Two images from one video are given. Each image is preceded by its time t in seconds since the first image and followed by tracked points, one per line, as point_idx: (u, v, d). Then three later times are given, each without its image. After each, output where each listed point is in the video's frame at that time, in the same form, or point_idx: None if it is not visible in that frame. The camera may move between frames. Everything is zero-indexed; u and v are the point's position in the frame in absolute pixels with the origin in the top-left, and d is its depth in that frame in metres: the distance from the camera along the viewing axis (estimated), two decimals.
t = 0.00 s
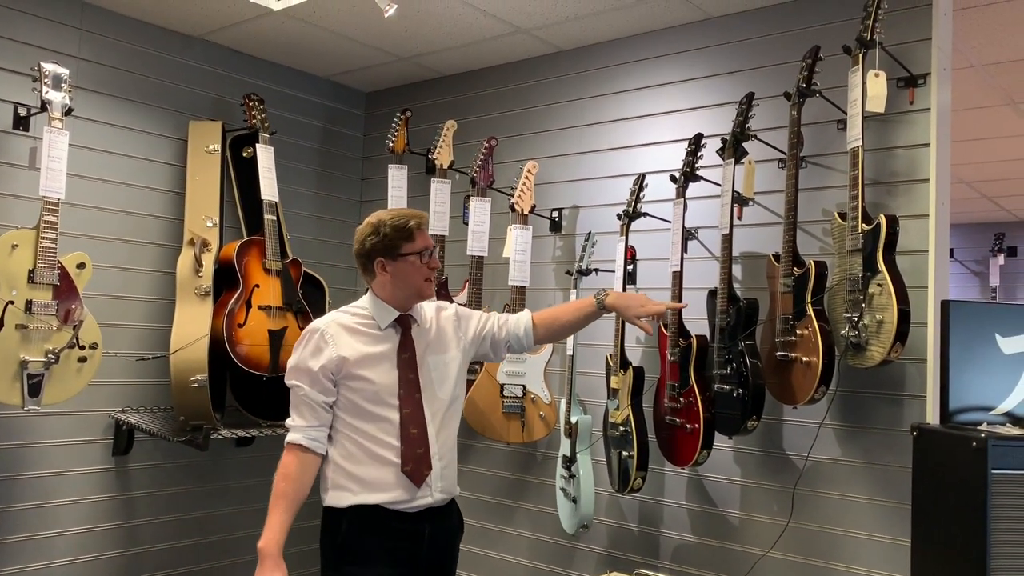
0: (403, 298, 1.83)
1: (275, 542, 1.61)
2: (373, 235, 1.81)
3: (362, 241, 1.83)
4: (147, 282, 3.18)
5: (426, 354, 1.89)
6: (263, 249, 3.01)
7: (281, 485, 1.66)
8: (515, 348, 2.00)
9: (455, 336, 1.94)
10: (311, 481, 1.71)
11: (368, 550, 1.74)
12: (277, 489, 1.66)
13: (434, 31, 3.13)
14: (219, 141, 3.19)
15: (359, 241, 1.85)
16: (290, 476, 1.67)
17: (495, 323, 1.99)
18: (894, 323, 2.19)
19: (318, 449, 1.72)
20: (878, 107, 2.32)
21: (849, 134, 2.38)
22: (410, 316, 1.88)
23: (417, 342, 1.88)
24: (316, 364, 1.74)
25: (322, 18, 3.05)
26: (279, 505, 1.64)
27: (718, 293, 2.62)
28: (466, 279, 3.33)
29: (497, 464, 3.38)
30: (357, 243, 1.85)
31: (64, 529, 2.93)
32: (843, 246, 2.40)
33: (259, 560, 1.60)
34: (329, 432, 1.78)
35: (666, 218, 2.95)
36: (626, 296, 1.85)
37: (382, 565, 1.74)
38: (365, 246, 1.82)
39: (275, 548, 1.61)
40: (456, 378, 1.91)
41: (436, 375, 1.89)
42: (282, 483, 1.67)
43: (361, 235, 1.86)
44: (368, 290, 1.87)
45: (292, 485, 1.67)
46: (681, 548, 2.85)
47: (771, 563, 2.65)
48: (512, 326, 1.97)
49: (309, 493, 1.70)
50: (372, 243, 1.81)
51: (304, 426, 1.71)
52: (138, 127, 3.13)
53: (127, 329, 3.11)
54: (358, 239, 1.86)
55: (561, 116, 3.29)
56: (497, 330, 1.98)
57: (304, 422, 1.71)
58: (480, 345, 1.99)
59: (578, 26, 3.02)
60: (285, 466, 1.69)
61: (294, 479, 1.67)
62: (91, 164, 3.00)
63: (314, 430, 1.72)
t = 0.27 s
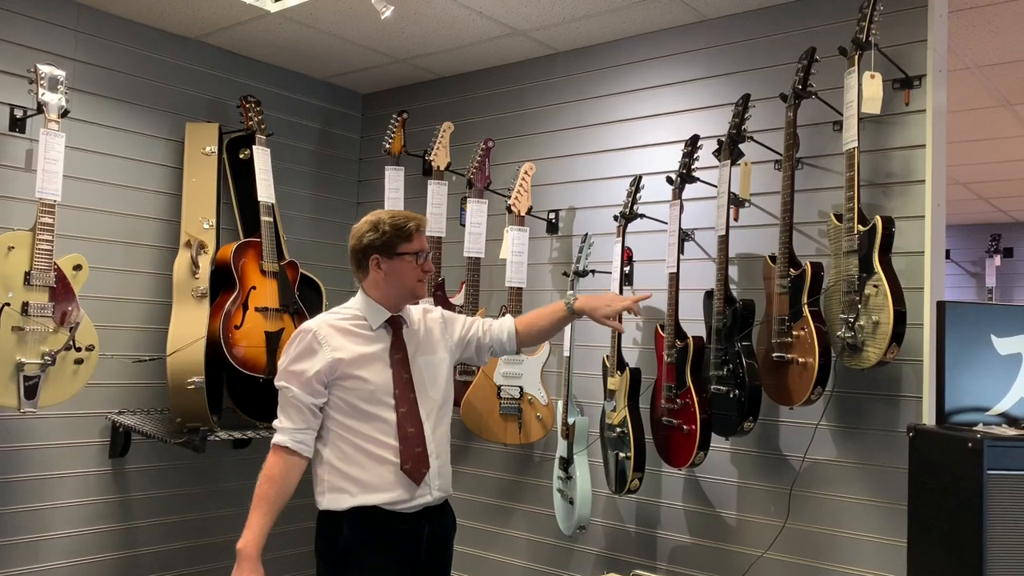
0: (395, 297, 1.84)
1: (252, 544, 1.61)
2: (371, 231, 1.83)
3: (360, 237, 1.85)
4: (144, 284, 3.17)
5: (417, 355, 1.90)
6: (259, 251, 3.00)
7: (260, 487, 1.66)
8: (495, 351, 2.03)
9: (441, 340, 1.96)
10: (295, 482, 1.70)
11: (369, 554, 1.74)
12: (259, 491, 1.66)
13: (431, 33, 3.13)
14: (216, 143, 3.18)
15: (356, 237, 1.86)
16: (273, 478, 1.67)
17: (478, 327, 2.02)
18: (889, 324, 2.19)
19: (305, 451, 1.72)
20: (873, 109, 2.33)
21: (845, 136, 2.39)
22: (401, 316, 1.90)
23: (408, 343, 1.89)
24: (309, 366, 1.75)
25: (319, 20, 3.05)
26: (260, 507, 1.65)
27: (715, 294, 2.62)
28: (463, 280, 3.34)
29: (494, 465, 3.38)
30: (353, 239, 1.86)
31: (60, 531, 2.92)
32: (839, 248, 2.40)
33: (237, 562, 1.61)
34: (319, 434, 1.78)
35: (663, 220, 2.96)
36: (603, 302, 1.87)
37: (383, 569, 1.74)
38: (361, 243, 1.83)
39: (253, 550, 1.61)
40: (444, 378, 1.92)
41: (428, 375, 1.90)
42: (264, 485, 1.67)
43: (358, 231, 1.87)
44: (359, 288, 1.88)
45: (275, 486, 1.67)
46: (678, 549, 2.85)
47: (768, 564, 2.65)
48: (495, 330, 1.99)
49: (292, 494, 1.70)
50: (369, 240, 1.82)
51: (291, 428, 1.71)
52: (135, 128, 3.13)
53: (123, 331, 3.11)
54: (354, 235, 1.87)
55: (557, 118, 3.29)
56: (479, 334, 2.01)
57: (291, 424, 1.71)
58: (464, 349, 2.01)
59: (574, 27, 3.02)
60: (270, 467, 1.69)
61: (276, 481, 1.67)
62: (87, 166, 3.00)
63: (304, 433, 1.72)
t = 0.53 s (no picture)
0: (374, 292, 1.84)
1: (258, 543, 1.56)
2: (351, 225, 1.82)
3: (339, 231, 1.84)
4: (142, 285, 3.17)
5: (398, 353, 1.90)
6: (257, 251, 3.00)
7: (257, 486, 1.61)
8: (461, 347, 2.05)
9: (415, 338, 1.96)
10: (287, 479, 1.67)
11: (349, 559, 1.74)
12: (256, 489, 1.61)
13: (429, 34, 3.13)
14: (214, 143, 3.18)
15: (336, 231, 1.85)
16: (269, 476, 1.63)
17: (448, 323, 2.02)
18: (887, 324, 2.19)
19: (294, 447, 1.68)
20: (870, 109, 2.34)
21: (842, 136, 2.39)
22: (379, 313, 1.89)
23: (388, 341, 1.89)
24: (293, 362, 1.72)
25: (317, 21, 3.06)
26: (260, 505, 1.60)
27: (712, 294, 2.62)
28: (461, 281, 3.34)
29: (493, 466, 3.38)
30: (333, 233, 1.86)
31: (58, 532, 2.92)
32: (837, 248, 2.40)
33: (242, 564, 1.55)
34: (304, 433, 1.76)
35: (661, 220, 2.96)
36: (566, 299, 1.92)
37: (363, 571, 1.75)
38: (341, 237, 1.83)
39: (259, 550, 1.56)
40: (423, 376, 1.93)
41: (408, 372, 1.91)
42: (260, 484, 1.62)
43: (337, 225, 1.87)
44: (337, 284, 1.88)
45: (272, 484, 1.63)
46: (676, 549, 2.86)
47: (766, 564, 2.65)
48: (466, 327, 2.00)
49: (286, 493, 1.66)
50: (350, 234, 1.82)
51: (280, 426, 1.67)
52: (132, 129, 3.13)
53: (121, 332, 3.11)
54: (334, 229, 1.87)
55: (555, 118, 3.30)
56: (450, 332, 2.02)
57: (278, 422, 1.67)
58: (439, 346, 2.03)
59: (572, 28, 3.02)
60: (262, 466, 1.64)
61: (272, 479, 1.63)
62: (85, 167, 2.99)
63: (292, 429, 1.69)
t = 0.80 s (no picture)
0: (351, 294, 1.83)
1: (247, 533, 1.52)
2: (337, 225, 1.80)
3: (323, 228, 1.81)
4: (141, 285, 3.17)
5: (367, 355, 1.90)
6: (257, 252, 3.00)
7: (237, 479, 1.58)
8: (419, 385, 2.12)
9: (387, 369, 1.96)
10: (261, 474, 1.64)
11: (315, 561, 1.75)
12: (235, 482, 1.57)
13: (429, 34, 3.13)
14: (214, 144, 3.18)
15: (318, 227, 1.82)
16: (247, 469, 1.60)
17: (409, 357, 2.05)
18: (887, 325, 2.20)
19: (265, 443, 1.65)
20: (870, 110, 2.34)
21: (842, 137, 2.39)
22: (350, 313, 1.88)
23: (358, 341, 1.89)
24: (265, 358, 1.70)
25: (316, 21, 3.06)
26: (243, 498, 1.56)
27: (712, 295, 2.62)
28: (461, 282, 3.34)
29: (492, 466, 3.38)
30: (314, 229, 1.82)
31: (58, 533, 2.92)
32: (836, 249, 2.41)
33: (231, 555, 1.50)
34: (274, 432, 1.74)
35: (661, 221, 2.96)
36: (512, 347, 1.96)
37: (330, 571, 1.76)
38: (324, 234, 1.80)
39: (248, 540, 1.52)
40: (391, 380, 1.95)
41: (376, 374, 1.91)
42: (237, 477, 1.58)
43: (319, 221, 1.83)
44: (313, 281, 1.85)
45: (251, 477, 1.60)
46: (676, 550, 2.86)
47: (766, 565, 2.65)
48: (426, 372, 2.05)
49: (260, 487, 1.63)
50: (335, 233, 1.80)
51: (252, 421, 1.64)
52: (131, 130, 3.13)
53: (120, 333, 3.10)
54: (315, 225, 1.83)
55: (554, 119, 3.30)
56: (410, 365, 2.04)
57: (249, 418, 1.64)
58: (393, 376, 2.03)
59: (571, 29, 3.02)
60: (237, 460, 1.60)
61: (251, 471, 1.60)
62: (84, 167, 2.99)
63: (263, 426, 1.66)
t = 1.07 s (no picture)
0: (323, 299, 1.79)
1: (197, 555, 1.51)
2: (314, 228, 1.75)
3: (300, 230, 1.76)
4: (141, 286, 3.17)
5: (338, 361, 1.87)
6: (257, 253, 3.00)
7: (193, 494, 1.55)
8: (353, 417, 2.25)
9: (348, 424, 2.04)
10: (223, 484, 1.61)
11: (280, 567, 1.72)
12: (192, 497, 1.54)
13: (429, 35, 3.13)
14: (214, 145, 3.18)
15: (294, 229, 1.77)
16: (206, 483, 1.57)
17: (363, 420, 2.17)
18: (887, 326, 2.20)
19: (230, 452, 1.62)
20: (870, 111, 2.34)
21: (842, 138, 2.39)
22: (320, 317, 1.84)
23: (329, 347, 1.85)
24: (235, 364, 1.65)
25: (317, 22, 3.06)
26: (198, 514, 1.54)
27: (712, 296, 2.62)
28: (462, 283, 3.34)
29: (492, 467, 3.38)
30: (290, 231, 1.77)
31: (59, 533, 2.92)
32: (836, 250, 2.41)
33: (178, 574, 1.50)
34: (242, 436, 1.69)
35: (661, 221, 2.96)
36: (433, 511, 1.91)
37: None
38: (300, 237, 1.75)
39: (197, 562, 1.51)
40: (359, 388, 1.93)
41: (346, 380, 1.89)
42: (196, 490, 1.55)
43: (294, 223, 1.78)
44: (284, 282, 1.79)
45: (208, 491, 1.56)
46: (676, 551, 2.85)
47: (766, 565, 2.65)
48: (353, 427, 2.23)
49: (222, 497, 1.60)
50: (311, 236, 1.75)
51: (220, 429, 1.61)
52: (132, 130, 3.13)
53: (120, 333, 3.10)
54: (291, 227, 1.78)
55: (554, 120, 3.30)
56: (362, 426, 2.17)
57: (217, 426, 1.61)
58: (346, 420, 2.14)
59: (571, 30, 3.03)
60: (198, 471, 1.57)
61: (210, 486, 1.57)
62: (85, 168, 3.00)
63: (230, 434, 1.63)
